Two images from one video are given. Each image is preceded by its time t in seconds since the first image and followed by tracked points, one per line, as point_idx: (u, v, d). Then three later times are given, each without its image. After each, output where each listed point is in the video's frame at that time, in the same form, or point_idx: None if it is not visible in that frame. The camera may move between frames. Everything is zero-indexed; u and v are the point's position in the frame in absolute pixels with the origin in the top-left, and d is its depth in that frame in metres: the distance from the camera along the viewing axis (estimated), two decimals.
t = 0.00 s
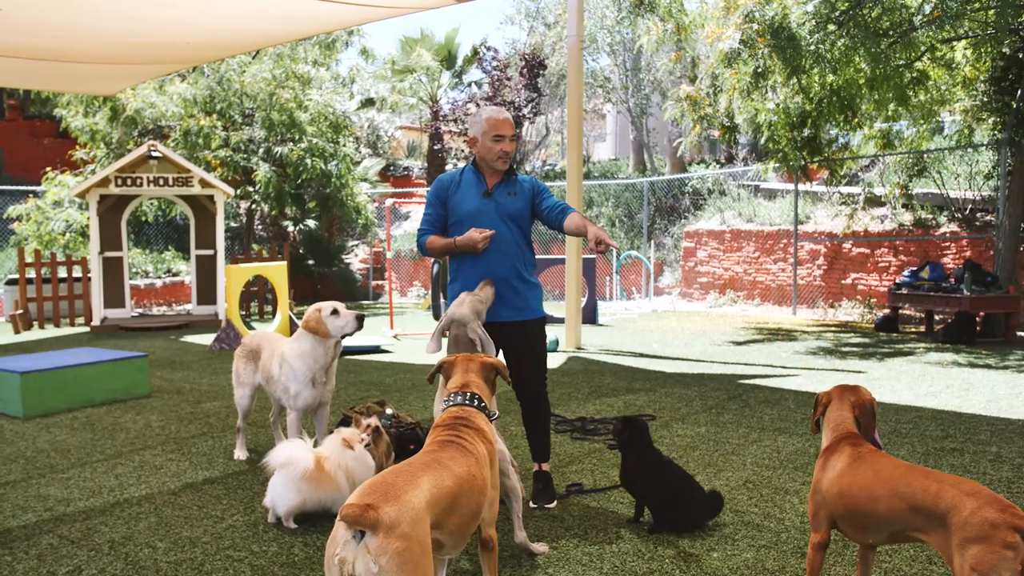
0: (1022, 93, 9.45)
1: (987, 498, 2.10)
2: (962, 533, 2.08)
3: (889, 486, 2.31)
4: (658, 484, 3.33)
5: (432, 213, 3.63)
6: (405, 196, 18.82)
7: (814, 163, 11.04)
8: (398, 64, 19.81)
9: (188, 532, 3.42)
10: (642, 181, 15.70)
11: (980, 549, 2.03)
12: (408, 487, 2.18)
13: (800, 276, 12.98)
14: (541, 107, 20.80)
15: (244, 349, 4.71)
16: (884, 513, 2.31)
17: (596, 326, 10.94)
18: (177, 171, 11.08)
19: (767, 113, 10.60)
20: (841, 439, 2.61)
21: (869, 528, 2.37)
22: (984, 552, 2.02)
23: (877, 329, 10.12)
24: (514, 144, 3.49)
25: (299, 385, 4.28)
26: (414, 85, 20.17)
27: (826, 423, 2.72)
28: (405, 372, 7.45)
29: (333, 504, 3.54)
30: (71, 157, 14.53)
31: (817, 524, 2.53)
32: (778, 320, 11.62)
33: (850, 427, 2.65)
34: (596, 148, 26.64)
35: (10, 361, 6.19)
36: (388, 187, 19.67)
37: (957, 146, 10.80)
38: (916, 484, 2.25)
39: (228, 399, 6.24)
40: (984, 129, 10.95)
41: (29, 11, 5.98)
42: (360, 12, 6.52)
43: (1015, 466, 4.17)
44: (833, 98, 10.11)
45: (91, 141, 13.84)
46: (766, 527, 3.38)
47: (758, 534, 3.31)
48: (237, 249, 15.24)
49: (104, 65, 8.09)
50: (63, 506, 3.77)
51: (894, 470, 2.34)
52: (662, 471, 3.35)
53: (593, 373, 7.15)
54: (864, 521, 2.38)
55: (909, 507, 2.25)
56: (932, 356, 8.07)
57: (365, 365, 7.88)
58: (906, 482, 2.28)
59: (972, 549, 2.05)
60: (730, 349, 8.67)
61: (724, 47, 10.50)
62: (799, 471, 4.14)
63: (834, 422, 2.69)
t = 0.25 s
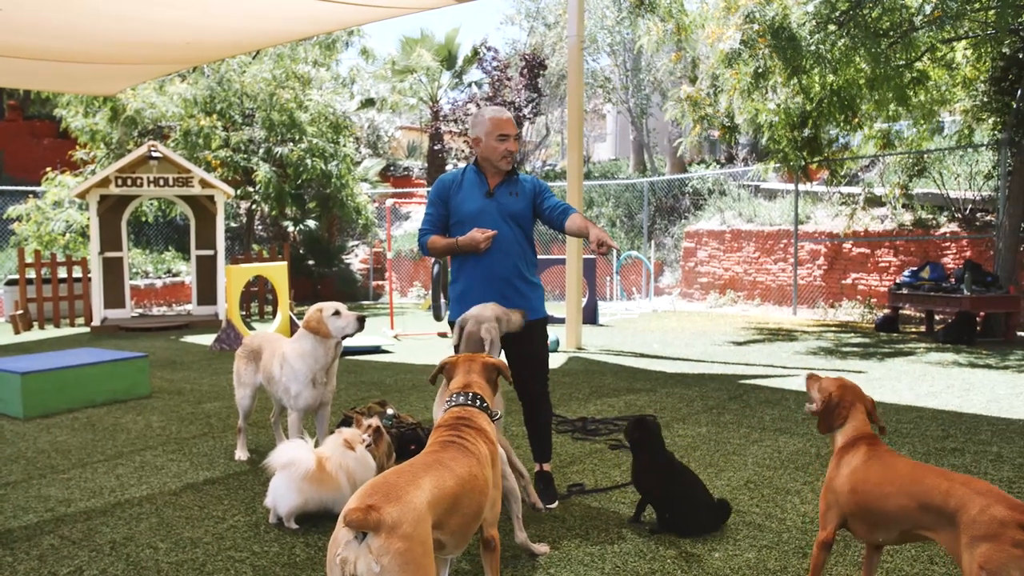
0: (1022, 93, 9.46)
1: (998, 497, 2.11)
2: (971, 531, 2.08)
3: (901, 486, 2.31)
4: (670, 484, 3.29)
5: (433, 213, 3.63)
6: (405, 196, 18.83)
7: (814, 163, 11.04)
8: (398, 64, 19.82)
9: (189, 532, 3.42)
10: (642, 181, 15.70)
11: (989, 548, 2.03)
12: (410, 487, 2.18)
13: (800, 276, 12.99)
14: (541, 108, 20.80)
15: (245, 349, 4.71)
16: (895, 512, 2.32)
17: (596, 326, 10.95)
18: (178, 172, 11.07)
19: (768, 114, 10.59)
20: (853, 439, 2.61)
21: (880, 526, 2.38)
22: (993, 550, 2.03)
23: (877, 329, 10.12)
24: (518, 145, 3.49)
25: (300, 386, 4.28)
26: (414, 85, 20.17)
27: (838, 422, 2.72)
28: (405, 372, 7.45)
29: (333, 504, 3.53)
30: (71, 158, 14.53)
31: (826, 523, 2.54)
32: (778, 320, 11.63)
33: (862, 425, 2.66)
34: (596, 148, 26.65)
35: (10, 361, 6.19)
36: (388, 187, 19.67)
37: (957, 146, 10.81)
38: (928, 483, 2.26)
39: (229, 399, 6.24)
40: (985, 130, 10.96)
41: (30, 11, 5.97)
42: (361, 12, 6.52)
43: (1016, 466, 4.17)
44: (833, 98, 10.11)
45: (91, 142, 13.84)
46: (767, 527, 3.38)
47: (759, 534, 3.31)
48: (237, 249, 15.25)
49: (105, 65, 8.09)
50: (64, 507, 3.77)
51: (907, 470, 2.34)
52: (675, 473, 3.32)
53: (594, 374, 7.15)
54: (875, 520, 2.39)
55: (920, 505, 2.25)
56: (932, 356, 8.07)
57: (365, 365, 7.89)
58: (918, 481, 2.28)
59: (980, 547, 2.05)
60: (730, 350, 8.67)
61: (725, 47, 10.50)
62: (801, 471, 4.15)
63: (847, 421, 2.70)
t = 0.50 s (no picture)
0: (1021, 93, 9.47)
1: (1003, 495, 2.11)
2: (975, 529, 2.09)
3: (908, 487, 2.32)
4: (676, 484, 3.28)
5: (433, 211, 3.61)
6: (404, 196, 18.83)
7: (814, 163, 11.04)
8: (398, 64, 19.84)
9: (189, 532, 3.41)
10: (641, 181, 15.70)
11: (993, 546, 2.03)
12: (412, 486, 2.18)
13: (799, 276, 12.99)
14: (541, 107, 20.79)
15: (244, 349, 4.71)
16: (905, 512, 2.32)
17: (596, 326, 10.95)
18: (177, 172, 11.07)
19: (767, 114, 10.59)
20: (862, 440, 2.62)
21: (891, 527, 2.38)
22: (996, 548, 2.03)
23: (877, 329, 10.12)
24: (523, 144, 3.50)
25: (300, 386, 4.28)
26: (414, 85, 20.17)
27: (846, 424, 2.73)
28: (405, 372, 7.45)
29: (333, 505, 3.53)
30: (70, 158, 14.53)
31: (835, 525, 2.54)
32: (778, 320, 11.63)
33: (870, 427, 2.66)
34: (596, 148, 26.65)
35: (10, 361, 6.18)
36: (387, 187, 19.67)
37: (956, 146, 10.82)
38: (935, 483, 2.26)
39: (229, 399, 6.24)
40: (984, 130, 10.97)
41: (30, 11, 5.96)
42: (361, 13, 6.52)
43: (1016, 466, 4.17)
44: (832, 99, 10.10)
45: (90, 142, 13.83)
46: (768, 527, 3.38)
47: (760, 534, 3.31)
48: (237, 249, 15.26)
49: (104, 65, 8.08)
50: (64, 507, 3.77)
51: (915, 470, 2.34)
52: (683, 474, 3.31)
53: (594, 374, 7.15)
54: (886, 521, 2.39)
55: (928, 506, 2.26)
56: (931, 356, 8.08)
57: (365, 365, 7.89)
58: (926, 481, 2.29)
59: (985, 545, 2.05)
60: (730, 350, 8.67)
61: (725, 48, 10.51)
62: (801, 471, 4.15)
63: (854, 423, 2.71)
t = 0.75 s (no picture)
0: (1021, 93, 9.47)
1: (1004, 495, 2.12)
2: (980, 530, 2.09)
3: (909, 487, 2.32)
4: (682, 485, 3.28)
5: (437, 212, 3.53)
6: (404, 196, 18.83)
7: (813, 163, 11.05)
8: (397, 64, 19.85)
9: (191, 532, 3.42)
10: (641, 181, 15.70)
11: (998, 546, 2.04)
12: (415, 486, 2.18)
13: (799, 276, 12.99)
14: (541, 108, 20.79)
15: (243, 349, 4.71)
16: (904, 513, 2.32)
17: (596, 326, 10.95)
18: (177, 172, 11.07)
19: (767, 114, 10.60)
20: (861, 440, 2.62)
21: (892, 529, 2.38)
22: (1002, 549, 2.03)
23: (877, 329, 10.12)
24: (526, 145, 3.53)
25: (301, 386, 4.28)
26: (414, 85, 20.16)
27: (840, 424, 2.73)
28: (406, 372, 7.45)
29: (334, 505, 3.53)
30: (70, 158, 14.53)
31: (832, 527, 2.53)
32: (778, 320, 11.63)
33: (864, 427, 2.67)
34: (596, 148, 26.66)
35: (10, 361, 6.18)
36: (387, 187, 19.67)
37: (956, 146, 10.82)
38: (936, 483, 2.27)
39: (229, 399, 6.24)
40: (984, 130, 10.98)
41: (29, 12, 5.96)
42: (362, 13, 6.53)
43: (1017, 466, 4.17)
44: (832, 99, 10.09)
45: (90, 142, 13.83)
46: (769, 527, 3.38)
47: (762, 534, 3.31)
48: (237, 249, 15.26)
49: (105, 65, 8.08)
50: (65, 507, 3.78)
51: (914, 471, 2.35)
52: (695, 476, 3.29)
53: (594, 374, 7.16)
54: (884, 522, 2.39)
55: (929, 506, 2.26)
56: (932, 356, 8.08)
57: (365, 365, 7.89)
58: (927, 482, 2.29)
59: (990, 545, 2.06)
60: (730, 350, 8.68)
61: (725, 48, 10.53)
62: (802, 471, 4.15)
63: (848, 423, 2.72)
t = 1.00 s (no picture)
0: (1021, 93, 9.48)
1: (1000, 495, 2.12)
2: (977, 530, 2.09)
3: (903, 488, 2.32)
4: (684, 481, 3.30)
5: (441, 215, 3.51)
6: (403, 196, 18.82)
7: (813, 163, 11.05)
8: (396, 64, 19.87)
9: (190, 532, 3.42)
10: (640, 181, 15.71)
11: (995, 548, 2.04)
12: (417, 486, 2.18)
13: (799, 276, 13.00)
14: (540, 107, 20.79)
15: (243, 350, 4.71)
16: (900, 514, 2.33)
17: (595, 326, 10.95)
18: (176, 172, 11.06)
19: (767, 114, 10.60)
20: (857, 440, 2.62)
21: (888, 529, 2.38)
22: (999, 550, 2.04)
23: (876, 329, 10.13)
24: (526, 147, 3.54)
25: (301, 386, 4.28)
26: (413, 86, 20.17)
27: (833, 425, 2.73)
28: (405, 372, 7.45)
29: (335, 506, 3.54)
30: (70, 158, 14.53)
31: (829, 527, 2.54)
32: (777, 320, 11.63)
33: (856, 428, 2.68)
34: (595, 148, 26.66)
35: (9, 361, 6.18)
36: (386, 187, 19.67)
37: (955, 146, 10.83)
38: (931, 484, 2.27)
39: (229, 399, 6.24)
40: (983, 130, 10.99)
41: (28, 11, 5.96)
42: (362, 13, 6.53)
43: (1016, 466, 4.17)
44: (831, 99, 10.07)
45: (89, 142, 13.83)
46: (769, 526, 3.38)
47: (762, 533, 3.31)
48: (236, 249, 15.26)
49: (104, 65, 8.08)
50: (65, 507, 3.77)
51: (908, 471, 2.35)
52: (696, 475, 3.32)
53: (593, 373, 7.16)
54: (879, 522, 2.40)
55: (925, 507, 2.26)
56: (931, 356, 8.08)
57: (365, 365, 7.89)
58: (922, 482, 2.29)
59: (987, 547, 2.06)
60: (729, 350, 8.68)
61: (725, 48, 10.55)
62: (802, 471, 4.15)
63: (840, 423, 2.72)
